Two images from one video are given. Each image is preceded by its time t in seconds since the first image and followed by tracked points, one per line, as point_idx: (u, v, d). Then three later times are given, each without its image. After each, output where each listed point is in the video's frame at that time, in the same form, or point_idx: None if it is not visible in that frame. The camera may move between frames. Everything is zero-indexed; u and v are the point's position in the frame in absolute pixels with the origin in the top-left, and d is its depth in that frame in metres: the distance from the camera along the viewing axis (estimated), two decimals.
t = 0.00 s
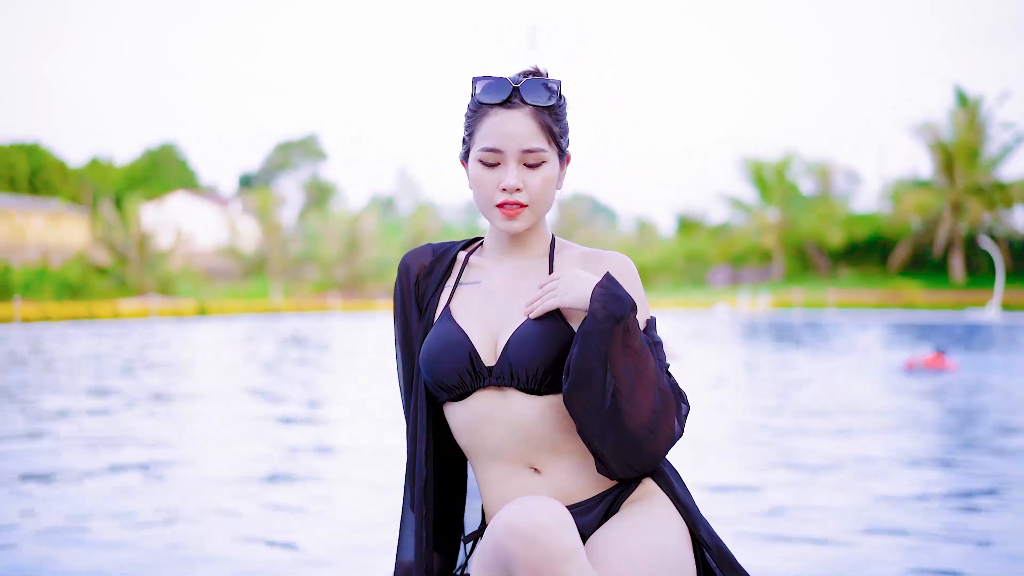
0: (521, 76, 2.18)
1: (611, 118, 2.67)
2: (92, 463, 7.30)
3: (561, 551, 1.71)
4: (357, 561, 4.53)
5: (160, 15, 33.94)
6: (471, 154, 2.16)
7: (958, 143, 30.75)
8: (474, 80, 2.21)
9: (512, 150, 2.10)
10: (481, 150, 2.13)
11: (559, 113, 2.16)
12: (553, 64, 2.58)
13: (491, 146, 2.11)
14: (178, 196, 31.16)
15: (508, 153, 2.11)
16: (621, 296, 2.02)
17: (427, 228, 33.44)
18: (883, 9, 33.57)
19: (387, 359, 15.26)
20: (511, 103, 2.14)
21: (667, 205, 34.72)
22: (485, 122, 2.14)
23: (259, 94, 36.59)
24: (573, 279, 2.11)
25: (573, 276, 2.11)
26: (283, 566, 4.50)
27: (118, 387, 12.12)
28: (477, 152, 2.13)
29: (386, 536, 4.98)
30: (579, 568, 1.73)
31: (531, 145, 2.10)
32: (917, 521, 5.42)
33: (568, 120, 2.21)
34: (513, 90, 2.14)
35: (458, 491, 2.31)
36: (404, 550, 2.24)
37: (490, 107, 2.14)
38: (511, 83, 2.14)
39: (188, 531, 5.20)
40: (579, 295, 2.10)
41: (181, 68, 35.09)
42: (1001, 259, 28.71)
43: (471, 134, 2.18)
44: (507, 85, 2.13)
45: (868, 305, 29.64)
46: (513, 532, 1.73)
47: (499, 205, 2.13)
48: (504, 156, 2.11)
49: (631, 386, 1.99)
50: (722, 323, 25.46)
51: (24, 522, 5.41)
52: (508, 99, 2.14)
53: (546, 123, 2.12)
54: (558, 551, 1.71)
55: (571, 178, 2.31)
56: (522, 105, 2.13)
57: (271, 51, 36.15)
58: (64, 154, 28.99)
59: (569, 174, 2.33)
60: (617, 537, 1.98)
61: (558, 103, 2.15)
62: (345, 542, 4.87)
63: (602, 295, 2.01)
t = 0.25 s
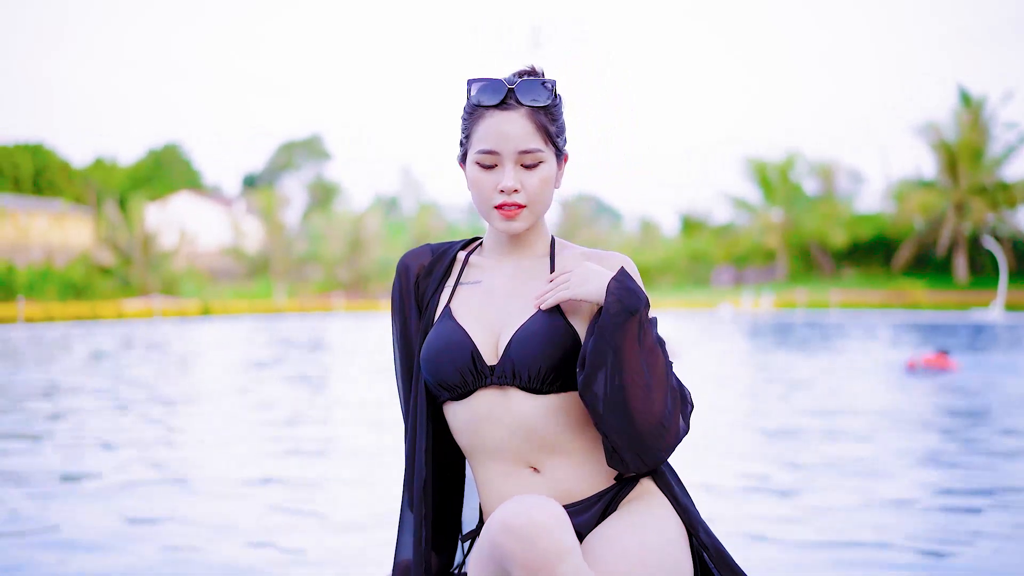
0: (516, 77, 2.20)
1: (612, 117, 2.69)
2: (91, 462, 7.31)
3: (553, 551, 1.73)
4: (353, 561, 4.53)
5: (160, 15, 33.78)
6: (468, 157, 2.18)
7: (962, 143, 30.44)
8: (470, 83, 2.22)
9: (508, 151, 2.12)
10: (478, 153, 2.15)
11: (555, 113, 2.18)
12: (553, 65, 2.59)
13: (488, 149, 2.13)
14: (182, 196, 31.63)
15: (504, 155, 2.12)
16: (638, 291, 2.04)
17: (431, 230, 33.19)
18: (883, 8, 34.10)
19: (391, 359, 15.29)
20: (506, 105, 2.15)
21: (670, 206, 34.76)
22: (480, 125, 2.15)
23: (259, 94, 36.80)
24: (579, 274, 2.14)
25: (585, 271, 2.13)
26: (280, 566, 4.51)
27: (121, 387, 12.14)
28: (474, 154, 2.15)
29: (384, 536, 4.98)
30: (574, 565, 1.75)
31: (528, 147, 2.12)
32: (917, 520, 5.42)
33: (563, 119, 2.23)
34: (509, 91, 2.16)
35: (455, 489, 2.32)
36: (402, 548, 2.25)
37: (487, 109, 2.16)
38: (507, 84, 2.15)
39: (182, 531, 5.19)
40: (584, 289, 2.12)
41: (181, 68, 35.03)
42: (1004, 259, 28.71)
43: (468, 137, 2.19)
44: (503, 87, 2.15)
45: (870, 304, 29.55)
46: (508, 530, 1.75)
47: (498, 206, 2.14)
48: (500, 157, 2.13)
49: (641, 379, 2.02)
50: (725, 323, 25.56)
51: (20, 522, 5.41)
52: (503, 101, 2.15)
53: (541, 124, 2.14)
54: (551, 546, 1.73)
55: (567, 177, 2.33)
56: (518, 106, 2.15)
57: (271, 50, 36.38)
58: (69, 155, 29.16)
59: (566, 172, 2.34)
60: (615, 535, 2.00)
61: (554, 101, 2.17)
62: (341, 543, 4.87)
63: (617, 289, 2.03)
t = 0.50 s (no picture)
0: (510, 77, 2.22)
1: (610, 118, 2.72)
2: (91, 463, 7.33)
3: (548, 550, 1.76)
4: (352, 561, 4.55)
5: (160, 15, 33.90)
6: (464, 159, 2.19)
7: (965, 143, 30.46)
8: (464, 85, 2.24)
9: (504, 152, 2.14)
10: (474, 155, 2.16)
11: (551, 113, 2.19)
12: (551, 68, 2.61)
13: (484, 151, 2.15)
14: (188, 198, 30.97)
15: (500, 156, 2.14)
16: (647, 290, 2.14)
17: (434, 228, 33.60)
18: (883, 8, 34.65)
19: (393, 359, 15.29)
20: (501, 107, 2.17)
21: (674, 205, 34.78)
22: (475, 127, 2.17)
23: (258, 94, 36.28)
24: (582, 272, 2.17)
25: (595, 266, 2.16)
26: (278, 566, 4.52)
27: (124, 387, 12.16)
28: (470, 156, 2.17)
29: (381, 536, 4.99)
30: (569, 564, 1.78)
31: (523, 147, 2.14)
32: (917, 520, 5.43)
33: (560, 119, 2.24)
34: (503, 92, 2.18)
35: (453, 487, 2.34)
36: (400, 547, 2.25)
37: (482, 112, 2.18)
38: (501, 86, 2.17)
39: (179, 531, 5.20)
40: (589, 284, 2.15)
41: (180, 68, 34.97)
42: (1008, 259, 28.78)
43: (464, 139, 2.21)
44: (498, 88, 2.17)
45: (872, 305, 29.53)
46: (504, 528, 1.78)
47: (496, 207, 2.17)
48: (497, 159, 2.14)
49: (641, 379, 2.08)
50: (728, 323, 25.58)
51: (18, 522, 5.43)
52: (498, 102, 2.17)
53: (537, 124, 2.16)
54: (546, 546, 1.76)
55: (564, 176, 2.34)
56: (513, 107, 2.16)
57: (271, 50, 36.14)
58: (73, 155, 29.26)
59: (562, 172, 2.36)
60: (611, 534, 2.02)
61: (549, 102, 2.19)
62: (339, 543, 4.88)
63: (627, 286, 2.13)
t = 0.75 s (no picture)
0: (506, 77, 2.23)
1: (611, 118, 2.73)
2: (91, 462, 7.34)
3: (546, 549, 1.77)
4: (349, 561, 4.56)
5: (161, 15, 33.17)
6: (461, 160, 2.21)
7: (970, 143, 30.25)
8: (460, 87, 2.25)
9: (500, 153, 2.15)
10: (471, 156, 2.18)
11: (547, 111, 2.20)
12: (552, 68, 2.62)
13: (480, 152, 2.16)
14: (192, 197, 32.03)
15: (497, 156, 2.15)
16: (653, 288, 2.15)
17: (440, 230, 33.32)
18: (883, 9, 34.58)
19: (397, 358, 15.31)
20: (496, 107, 2.18)
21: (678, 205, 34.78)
22: (471, 127, 2.18)
23: (258, 94, 36.82)
24: (585, 271, 2.19)
25: (603, 262, 2.20)
26: (276, 565, 4.53)
27: (130, 387, 12.20)
28: (467, 158, 2.18)
29: (379, 536, 5.00)
30: (567, 563, 1.78)
31: (519, 147, 2.15)
32: (918, 520, 5.43)
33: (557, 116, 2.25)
34: (499, 92, 2.19)
35: (453, 485, 2.36)
36: (401, 545, 2.27)
37: (477, 112, 2.19)
38: (497, 87, 2.18)
39: (178, 531, 5.21)
40: (593, 283, 2.18)
41: (181, 68, 34.83)
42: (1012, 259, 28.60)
43: (461, 141, 2.22)
44: (493, 89, 2.18)
45: (879, 305, 29.63)
46: (502, 527, 1.79)
47: (494, 207, 2.18)
48: (493, 160, 2.16)
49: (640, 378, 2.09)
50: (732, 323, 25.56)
51: (16, 521, 5.44)
52: (493, 102, 2.18)
53: (532, 123, 2.17)
54: (543, 545, 1.76)
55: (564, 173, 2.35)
56: (507, 108, 2.17)
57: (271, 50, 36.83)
58: (76, 156, 29.22)
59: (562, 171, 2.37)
60: (610, 533, 2.02)
61: (545, 102, 2.19)
62: (336, 543, 4.89)
63: (630, 283, 2.15)
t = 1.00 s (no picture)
0: (501, 80, 2.29)
1: (612, 117, 2.77)
2: (97, 462, 7.37)
3: (543, 549, 1.80)
4: (349, 560, 4.57)
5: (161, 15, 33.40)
6: (459, 162, 2.27)
7: (973, 143, 30.25)
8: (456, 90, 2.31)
9: (496, 155, 2.20)
10: (468, 158, 2.23)
11: (542, 111, 2.25)
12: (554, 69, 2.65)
13: (476, 154, 2.22)
14: (196, 198, 30.89)
15: (493, 158, 2.20)
16: (659, 289, 2.17)
17: (443, 230, 33.63)
18: (883, 8, 34.09)
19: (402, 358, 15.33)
20: (491, 109, 2.24)
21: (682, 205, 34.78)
22: (468, 129, 2.24)
23: (259, 94, 36.99)
24: (586, 268, 2.22)
25: (608, 259, 2.22)
26: (278, 564, 4.55)
27: (134, 387, 12.23)
28: (464, 159, 2.24)
29: (380, 536, 5.01)
30: (565, 562, 1.81)
31: (515, 148, 2.20)
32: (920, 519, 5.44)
33: (553, 116, 2.30)
34: (493, 93, 2.25)
35: (453, 484, 2.37)
36: (402, 545, 2.28)
37: (472, 114, 2.25)
38: (491, 88, 2.24)
39: (177, 532, 5.20)
40: (596, 281, 2.21)
41: (181, 68, 34.75)
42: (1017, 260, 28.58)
43: (458, 143, 2.28)
44: (487, 91, 2.24)
45: (884, 305, 29.59)
46: (501, 526, 1.81)
47: (492, 208, 2.24)
48: (490, 161, 2.21)
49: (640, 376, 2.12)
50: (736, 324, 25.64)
51: (16, 522, 5.43)
52: (488, 104, 2.24)
53: (527, 124, 2.22)
54: (541, 546, 1.79)
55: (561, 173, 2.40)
56: (503, 109, 2.23)
57: (271, 50, 36.84)
58: (81, 155, 29.14)
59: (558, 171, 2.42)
60: (609, 532, 2.04)
61: (540, 102, 2.25)
62: (336, 543, 4.88)
63: (632, 282, 2.18)
